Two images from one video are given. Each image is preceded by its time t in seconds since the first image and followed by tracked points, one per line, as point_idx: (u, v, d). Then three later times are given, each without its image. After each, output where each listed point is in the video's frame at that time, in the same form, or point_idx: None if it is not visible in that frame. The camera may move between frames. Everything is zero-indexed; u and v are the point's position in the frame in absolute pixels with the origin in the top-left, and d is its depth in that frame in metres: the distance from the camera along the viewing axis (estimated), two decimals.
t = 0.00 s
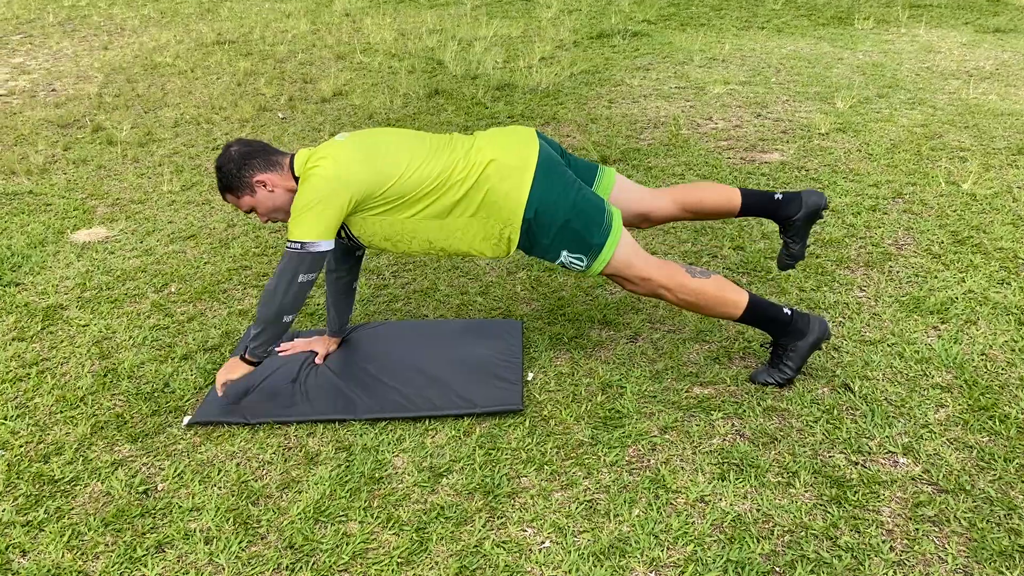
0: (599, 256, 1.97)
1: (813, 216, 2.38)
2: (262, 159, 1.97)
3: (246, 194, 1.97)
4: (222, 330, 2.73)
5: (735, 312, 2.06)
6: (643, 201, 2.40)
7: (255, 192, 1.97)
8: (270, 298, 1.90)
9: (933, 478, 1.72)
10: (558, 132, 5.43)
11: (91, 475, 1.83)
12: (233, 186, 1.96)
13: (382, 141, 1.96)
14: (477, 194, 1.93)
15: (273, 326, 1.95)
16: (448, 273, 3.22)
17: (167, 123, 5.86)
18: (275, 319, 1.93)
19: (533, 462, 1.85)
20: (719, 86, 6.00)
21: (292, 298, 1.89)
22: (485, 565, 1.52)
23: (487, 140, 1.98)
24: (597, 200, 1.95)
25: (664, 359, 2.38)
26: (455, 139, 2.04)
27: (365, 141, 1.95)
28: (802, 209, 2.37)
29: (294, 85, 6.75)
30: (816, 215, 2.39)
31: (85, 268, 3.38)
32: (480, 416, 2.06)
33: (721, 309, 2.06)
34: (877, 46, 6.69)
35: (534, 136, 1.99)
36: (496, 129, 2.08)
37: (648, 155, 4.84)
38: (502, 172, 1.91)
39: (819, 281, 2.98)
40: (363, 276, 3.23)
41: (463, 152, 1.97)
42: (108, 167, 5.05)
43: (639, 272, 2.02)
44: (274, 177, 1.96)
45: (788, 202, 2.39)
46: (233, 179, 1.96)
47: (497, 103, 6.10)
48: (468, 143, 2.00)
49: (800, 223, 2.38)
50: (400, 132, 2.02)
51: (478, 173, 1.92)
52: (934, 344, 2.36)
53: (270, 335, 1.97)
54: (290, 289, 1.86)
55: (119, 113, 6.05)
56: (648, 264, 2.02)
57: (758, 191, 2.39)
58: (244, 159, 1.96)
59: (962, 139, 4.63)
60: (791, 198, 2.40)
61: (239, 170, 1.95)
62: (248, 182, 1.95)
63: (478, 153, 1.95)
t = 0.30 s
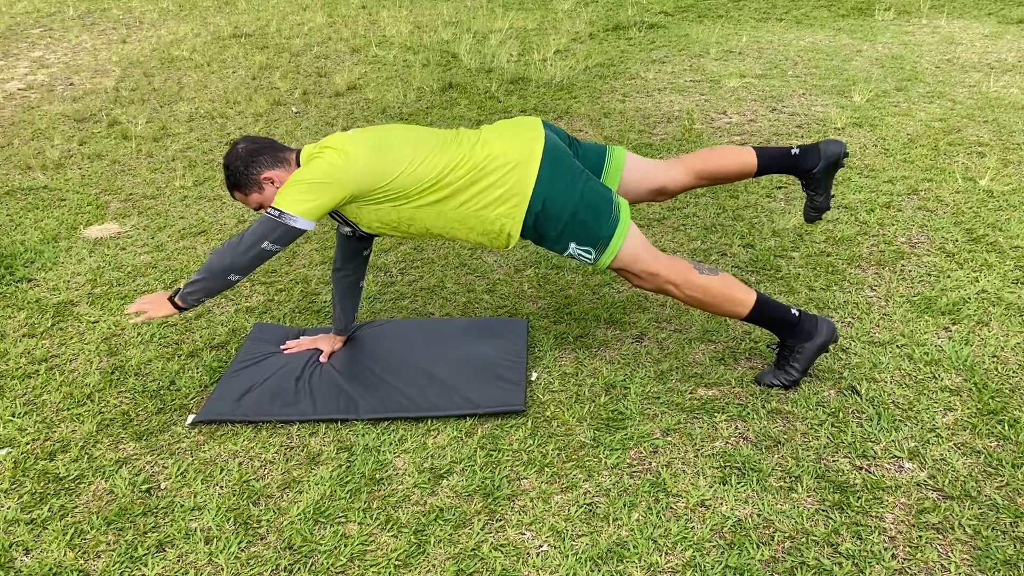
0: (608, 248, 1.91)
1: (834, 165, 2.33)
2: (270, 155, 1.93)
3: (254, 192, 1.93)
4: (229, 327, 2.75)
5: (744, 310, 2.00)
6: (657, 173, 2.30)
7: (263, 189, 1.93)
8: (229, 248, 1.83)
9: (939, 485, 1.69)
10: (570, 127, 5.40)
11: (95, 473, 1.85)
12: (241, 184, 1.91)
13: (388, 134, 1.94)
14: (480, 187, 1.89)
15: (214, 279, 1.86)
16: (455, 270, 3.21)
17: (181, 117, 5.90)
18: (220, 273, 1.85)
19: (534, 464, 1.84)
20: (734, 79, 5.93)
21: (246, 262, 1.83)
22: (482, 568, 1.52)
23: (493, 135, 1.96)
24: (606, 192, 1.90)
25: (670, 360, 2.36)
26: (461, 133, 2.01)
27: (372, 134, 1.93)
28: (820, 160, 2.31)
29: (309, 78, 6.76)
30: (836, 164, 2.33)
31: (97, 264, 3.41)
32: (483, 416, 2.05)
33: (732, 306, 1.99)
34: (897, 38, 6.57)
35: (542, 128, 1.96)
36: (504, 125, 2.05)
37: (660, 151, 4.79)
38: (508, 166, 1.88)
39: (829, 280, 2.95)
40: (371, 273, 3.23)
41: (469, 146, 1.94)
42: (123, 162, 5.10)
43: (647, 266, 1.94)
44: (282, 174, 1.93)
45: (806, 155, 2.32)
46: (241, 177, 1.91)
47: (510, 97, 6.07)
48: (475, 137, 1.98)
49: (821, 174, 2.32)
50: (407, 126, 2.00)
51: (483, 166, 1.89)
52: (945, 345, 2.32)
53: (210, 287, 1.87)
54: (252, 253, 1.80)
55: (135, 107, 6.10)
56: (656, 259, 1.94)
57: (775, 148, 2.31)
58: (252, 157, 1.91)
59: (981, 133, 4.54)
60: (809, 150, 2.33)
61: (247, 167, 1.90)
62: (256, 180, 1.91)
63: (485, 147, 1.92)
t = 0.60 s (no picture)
0: (611, 245, 1.89)
1: (848, 125, 2.21)
2: (274, 148, 1.92)
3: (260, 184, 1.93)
4: (237, 323, 2.78)
5: (749, 309, 1.98)
6: (665, 158, 2.22)
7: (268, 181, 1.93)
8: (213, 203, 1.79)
9: (942, 490, 1.67)
10: (584, 122, 5.38)
11: (100, 468, 1.88)
12: (246, 176, 1.93)
13: (392, 128, 1.95)
14: (477, 182, 1.89)
15: (190, 234, 1.81)
16: (463, 267, 3.21)
17: (199, 111, 5.96)
18: (198, 228, 1.80)
19: (533, 463, 1.84)
20: (751, 74, 5.86)
21: (227, 222, 1.79)
22: (477, 568, 1.52)
23: (496, 132, 1.95)
24: (609, 187, 1.89)
25: (674, 359, 2.34)
26: (466, 130, 2.01)
27: (376, 127, 1.94)
28: (832, 120, 2.19)
29: (325, 73, 6.79)
30: (849, 123, 2.20)
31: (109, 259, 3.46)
32: (484, 414, 2.05)
33: (736, 304, 1.97)
34: (919, 31, 6.46)
35: (545, 124, 1.96)
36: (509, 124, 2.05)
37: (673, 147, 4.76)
38: (508, 162, 1.87)
39: (839, 279, 2.91)
40: (379, 269, 3.25)
41: (471, 142, 1.94)
42: (139, 156, 5.15)
43: (651, 264, 1.93)
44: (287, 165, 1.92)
45: (817, 117, 2.20)
46: (246, 169, 1.92)
47: (525, 92, 6.06)
48: (478, 134, 1.98)
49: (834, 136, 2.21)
50: (412, 121, 2.01)
51: (483, 161, 1.88)
52: (954, 347, 2.28)
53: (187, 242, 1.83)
54: (233, 211, 1.77)
55: (153, 101, 6.17)
56: (660, 257, 1.93)
57: (782, 115, 2.19)
58: (256, 149, 1.91)
59: (1001, 130, 4.45)
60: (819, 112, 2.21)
61: (252, 160, 1.91)
62: (261, 172, 1.91)
63: (486, 143, 1.92)
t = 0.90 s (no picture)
0: (599, 243, 1.88)
1: (846, 101, 2.16)
2: (265, 143, 1.93)
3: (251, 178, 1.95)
4: (235, 317, 2.80)
5: (739, 309, 1.96)
6: (659, 149, 2.20)
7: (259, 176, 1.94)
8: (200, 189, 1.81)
9: (929, 496, 1.65)
10: (594, 118, 5.35)
11: (91, 459, 1.90)
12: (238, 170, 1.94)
13: (382, 126, 1.95)
14: (465, 181, 1.89)
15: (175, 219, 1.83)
16: (462, 264, 3.21)
17: (211, 105, 6.00)
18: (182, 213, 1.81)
19: (518, 462, 1.83)
20: (767, 70, 5.80)
21: (211, 211, 1.80)
22: (455, 566, 1.53)
23: (486, 130, 1.95)
24: (598, 185, 1.87)
25: (667, 359, 2.32)
26: (457, 128, 2.01)
27: (366, 125, 1.94)
28: (829, 98, 2.15)
29: (339, 67, 6.81)
30: (847, 99, 2.16)
31: (114, 251, 3.49)
32: (472, 412, 2.05)
33: (727, 304, 1.95)
34: (942, 27, 6.34)
35: (535, 122, 1.95)
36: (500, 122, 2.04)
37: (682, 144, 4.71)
38: (495, 160, 1.87)
39: (840, 280, 2.87)
40: (379, 264, 3.25)
41: (461, 140, 1.94)
42: (151, 149, 5.20)
43: (640, 263, 1.91)
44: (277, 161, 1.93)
45: (813, 96, 2.17)
46: (238, 164, 1.93)
47: (537, 88, 6.04)
48: (468, 132, 1.98)
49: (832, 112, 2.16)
50: (404, 118, 2.01)
51: (471, 159, 1.88)
52: (953, 351, 2.25)
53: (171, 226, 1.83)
54: (218, 198, 1.78)
55: (168, 94, 6.22)
56: (649, 256, 1.92)
57: (777, 96, 2.16)
58: (247, 144, 1.92)
59: (1019, 129, 4.37)
60: (814, 90, 2.17)
61: (243, 154, 1.91)
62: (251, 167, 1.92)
63: (475, 141, 1.91)
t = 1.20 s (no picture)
0: (581, 243, 1.88)
1: (834, 116, 2.16)
2: (251, 143, 1.93)
3: (237, 178, 1.95)
4: (229, 310, 2.82)
5: (721, 311, 1.95)
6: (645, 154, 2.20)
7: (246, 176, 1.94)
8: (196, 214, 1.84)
9: (904, 501, 1.64)
10: (601, 115, 5.34)
11: (78, 448, 1.94)
12: (224, 170, 1.94)
13: (366, 125, 1.97)
14: (449, 178, 1.90)
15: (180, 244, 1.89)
16: (457, 260, 3.22)
17: (224, 99, 6.05)
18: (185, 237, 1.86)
19: (495, 459, 1.85)
20: (779, 68, 5.75)
21: (210, 232, 1.84)
22: (423, 561, 1.54)
23: (468, 127, 1.96)
24: (580, 185, 1.87)
25: (652, 359, 2.32)
26: (440, 125, 2.02)
27: (350, 125, 1.96)
28: (817, 111, 2.15)
29: (352, 62, 6.84)
30: (835, 114, 2.15)
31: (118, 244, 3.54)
32: (455, 407, 2.06)
33: (709, 305, 1.95)
34: (961, 26, 6.26)
35: (517, 120, 1.95)
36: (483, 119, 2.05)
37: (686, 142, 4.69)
38: (478, 158, 1.87)
39: (834, 281, 2.80)
40: (374, 259, 3.27)
41: (444, 137, 1.94)
42: (161, 142, 5.26)
43: (622, 263, 1.91)
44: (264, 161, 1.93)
45: (802, 109, 2.16)
46: (224, 164, 1.94)
47: (547, 84, 6.04)
48: (452, 128, 1.98)
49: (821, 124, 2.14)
50: (388, 117, 2.02)
51: (453, 157, 1.89)
52: (941, 355, 2.18)
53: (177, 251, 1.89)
54: (215, 219, 1.81)
55: (182, 88, 6.29)
56: (631, 255, 1.91)
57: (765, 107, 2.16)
58: (233, 144, 1.93)
59: None
60: (803, 104, 2.17)
61: (229, 154, 1.92)
62: (237, 167, 1.93)
63: (458, 138, 1.92)
